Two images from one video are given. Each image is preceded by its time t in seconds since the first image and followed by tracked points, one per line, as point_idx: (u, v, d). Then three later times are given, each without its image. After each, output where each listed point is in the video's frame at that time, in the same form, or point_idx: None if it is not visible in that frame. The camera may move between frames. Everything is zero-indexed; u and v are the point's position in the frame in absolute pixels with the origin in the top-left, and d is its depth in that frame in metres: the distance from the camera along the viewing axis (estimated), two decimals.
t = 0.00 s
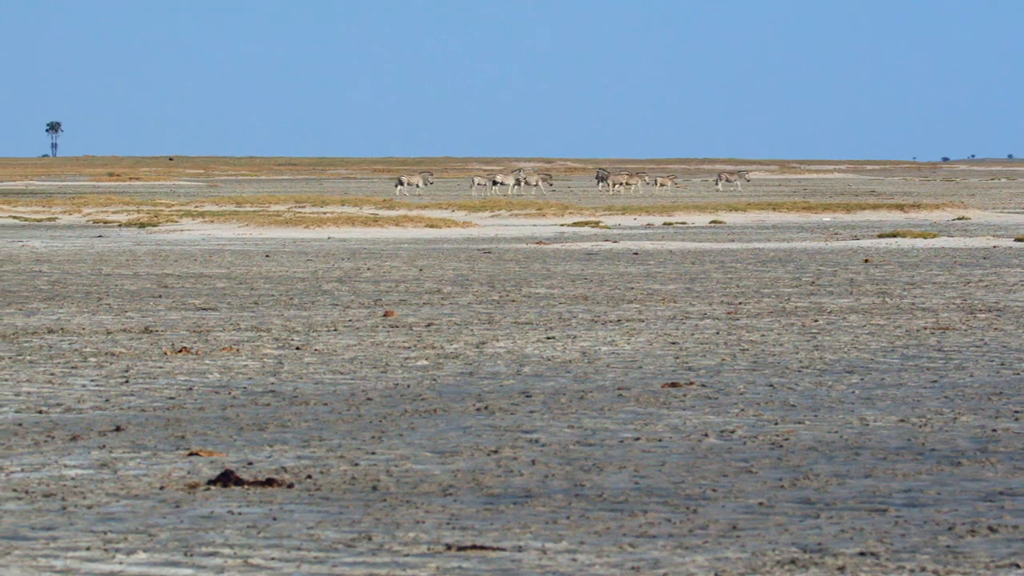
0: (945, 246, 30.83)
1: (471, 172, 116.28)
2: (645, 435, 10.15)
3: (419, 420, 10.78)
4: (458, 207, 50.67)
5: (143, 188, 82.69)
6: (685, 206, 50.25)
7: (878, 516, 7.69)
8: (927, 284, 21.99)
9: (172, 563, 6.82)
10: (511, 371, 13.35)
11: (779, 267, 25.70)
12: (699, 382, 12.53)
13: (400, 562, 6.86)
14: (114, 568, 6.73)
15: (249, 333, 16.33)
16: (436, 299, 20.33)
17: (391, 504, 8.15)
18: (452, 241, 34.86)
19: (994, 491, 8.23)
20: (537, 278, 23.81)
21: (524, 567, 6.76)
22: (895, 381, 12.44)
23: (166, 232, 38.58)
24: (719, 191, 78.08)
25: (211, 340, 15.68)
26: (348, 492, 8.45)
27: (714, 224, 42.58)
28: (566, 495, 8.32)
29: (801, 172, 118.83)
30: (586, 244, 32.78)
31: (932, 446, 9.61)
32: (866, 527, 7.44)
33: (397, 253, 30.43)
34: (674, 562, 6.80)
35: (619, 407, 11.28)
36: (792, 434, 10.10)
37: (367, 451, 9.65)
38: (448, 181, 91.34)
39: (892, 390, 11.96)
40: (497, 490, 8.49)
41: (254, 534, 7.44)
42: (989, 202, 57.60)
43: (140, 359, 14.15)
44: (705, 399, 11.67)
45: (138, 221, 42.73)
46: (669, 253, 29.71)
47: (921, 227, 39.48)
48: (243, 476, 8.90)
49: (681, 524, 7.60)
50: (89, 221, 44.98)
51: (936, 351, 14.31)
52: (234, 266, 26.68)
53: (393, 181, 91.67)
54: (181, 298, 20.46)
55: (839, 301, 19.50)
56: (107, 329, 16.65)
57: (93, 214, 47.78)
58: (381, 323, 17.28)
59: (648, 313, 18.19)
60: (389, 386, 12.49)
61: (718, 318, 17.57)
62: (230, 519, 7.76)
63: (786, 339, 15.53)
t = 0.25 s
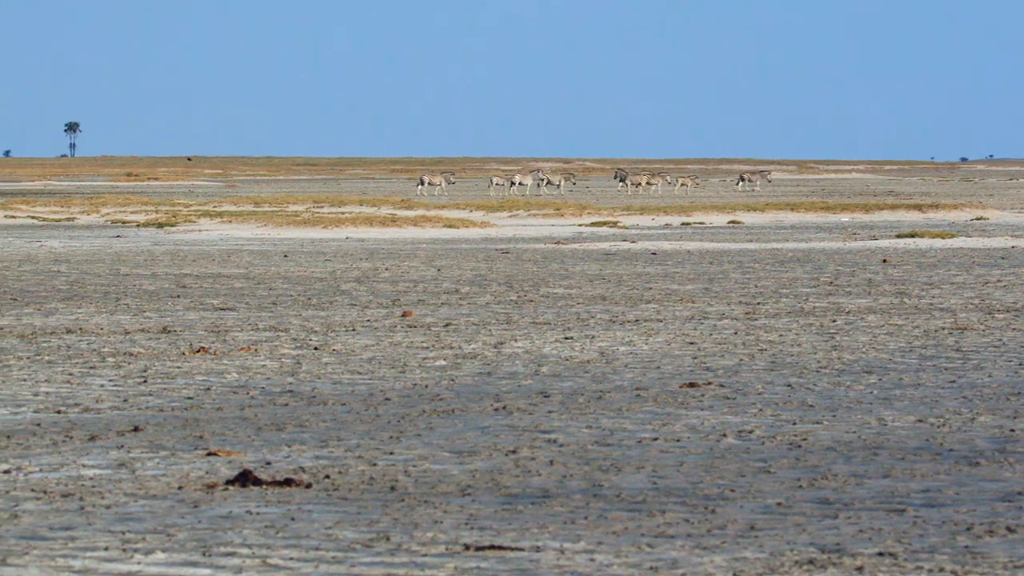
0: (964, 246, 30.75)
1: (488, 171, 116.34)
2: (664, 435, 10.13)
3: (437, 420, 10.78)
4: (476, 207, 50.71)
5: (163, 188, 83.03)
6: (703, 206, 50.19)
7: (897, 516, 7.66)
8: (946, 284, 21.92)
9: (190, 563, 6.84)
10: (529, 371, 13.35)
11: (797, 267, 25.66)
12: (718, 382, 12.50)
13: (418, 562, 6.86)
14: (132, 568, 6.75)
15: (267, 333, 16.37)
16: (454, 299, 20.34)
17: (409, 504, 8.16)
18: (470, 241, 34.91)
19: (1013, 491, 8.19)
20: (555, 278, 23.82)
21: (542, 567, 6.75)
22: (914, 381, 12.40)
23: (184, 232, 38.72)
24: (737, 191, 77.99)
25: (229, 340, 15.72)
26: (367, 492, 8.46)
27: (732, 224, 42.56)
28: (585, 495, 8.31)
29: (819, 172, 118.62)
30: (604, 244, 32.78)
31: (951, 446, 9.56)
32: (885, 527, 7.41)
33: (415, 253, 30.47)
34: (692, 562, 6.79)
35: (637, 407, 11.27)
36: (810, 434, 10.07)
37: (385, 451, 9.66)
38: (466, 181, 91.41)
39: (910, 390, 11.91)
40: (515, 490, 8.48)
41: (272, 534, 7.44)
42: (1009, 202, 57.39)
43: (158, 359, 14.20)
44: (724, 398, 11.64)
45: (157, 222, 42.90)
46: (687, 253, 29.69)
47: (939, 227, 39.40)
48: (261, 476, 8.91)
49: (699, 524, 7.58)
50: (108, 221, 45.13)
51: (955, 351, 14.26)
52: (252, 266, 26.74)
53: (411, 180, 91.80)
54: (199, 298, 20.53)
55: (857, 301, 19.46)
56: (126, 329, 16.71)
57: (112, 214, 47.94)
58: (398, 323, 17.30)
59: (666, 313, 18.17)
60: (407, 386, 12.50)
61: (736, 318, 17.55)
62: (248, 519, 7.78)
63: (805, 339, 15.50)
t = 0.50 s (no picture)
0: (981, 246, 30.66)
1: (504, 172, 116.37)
2: (681, 435, 10.11)
3: (454, 420, 10.78)
4: (493, 207, 50.73)
5: (181, 189, 83.39)
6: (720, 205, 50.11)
7: (913, 516, 7.63)
8: (963, 283, 21.84)
9: (207, 563, 6.85)
10: (546, 371, 13.33)
11: (814, 267, 25.60)
12: (735, 382, 12.45)
13: (435, 562, 6.86)
14: (149, 568, 6.76)
15: (284, 333, 16.39)
16: (471, 299, 20.34)
17: (426, 504, 8.16)
18: (487, 241, 34.91)
19: None
20: (572, 278, 23.80)
21: (559, 567, 6.74)
22: (931, 381, 12.35)
23: (201, 232, 38.80)
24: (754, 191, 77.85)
25: (246, 340, 15.74)
26: (383, 492, 8.46)
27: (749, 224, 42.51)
28: (602, 495, 8.30)
29: (835, 172, 118.43)
30: (620, 244, 32.76)
31: (967, 446, 9.53)
32: (901, 528, 7.39)
33: (431, 253, 30.48)
34: (709, 562, 6.77)
35: (654, 407, 11.24)
36: (827, 434, 10.04)
37: (402, 451, 9.66)
38: (482, 181, 91.41)
39: (927, 390, 11.86)
40: (532, 490, 8.47)
41: (289, 534, 7.45)
42: None
43: (175, 359, 14.23)
44: (740, 398, 11.62)
45: (174, 222, 43.00)
46: (703, 253, 29.64)
47: (956, 227, 39.27)
48: (279, 476, 8.92)
49: (716, 524, 7.56)
50: (125, 221, 45.27)
51: (972, 351, 14.21)
52: (269, 266, 26.76)
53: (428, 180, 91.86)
54: (216, 298, 20.57)
55: (874, 301, 19.40)
56: (143, 329, 16.75)
57: (129, 214, 48.06)
58: (415, 323, 17.31)
59: (683, 313, 18.15)
60: (423, 386, 12.49)
61: (753, 318, 17.51)
62: (265, 519, 7.78)
63: (821, 339, 15.45)
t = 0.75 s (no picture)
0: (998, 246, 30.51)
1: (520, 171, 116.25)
2: (697, 435, 10.09)
3: (469, 421, 10.77)
4: (508, 207, 50.67)
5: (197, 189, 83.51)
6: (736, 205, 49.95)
7: (929, 516, 7.60)
8: (980, 283, 21.74)
9: (222, 563, 6.86)
10: (562, 371, 13.32)
11: (830, 267, 25.51)
12: (751, 382, 12.42)
13: (450, 562, 6.86)
14: (164, 568, 6.78)
15: (300, 333, 16.40)
16: (487, 299, 20.33)
17: (442, 504, 8.16)
18: (503, 241, 34.88)
19: None
20: (587, 278, 23.76)
21: (575, 567, 6.73)
22: (947, 381, 12.30)
23: (217, 232, 38.84)
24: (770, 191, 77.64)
25: (262, 340, 15.76)
26: (398, 492, 8.46)
27: (765, 224, 42.38)
28: (617, 495, 8.28)
29: (851, 172, 118.07)
30: (635, 244, 32.69)
31: (984, 446, 9.49)
32: (917, 527, 7.36)
33: (447, 253, 30.46)
34: (725, 562, 6.76)
35: (670, 407, 11.22)
36: (843, 434, 10.01)
37: (417, 451, 9.66)
38: (498, 181, 91.31)
39: (943, 390, 11.82)
40: (547, 490, 8.47)
41: (304, 534, 7.46)
42: None
43: (191, 359, 14.25)
44: (756, 399, 11.58)
45: (190, 222, 43.05)
46: (719, 253, 29.56)
47: (973, 227, 39.10)
48: (294, 476, 8.93)
49: (732, 524, 7.54)
50: (141, 221, 45.37)
51: (989, 351, 14.15)
52: (285, 266, 26.78)
53: (443, 180, 91.83)
54: (232, 299, 20.59)
55: (891, 301, 19.33)
56: (159, 329, 16.78)
57: (145, 214, 48.13)
58: (431, 323, 17.30)
59: (699, 313, 18.10)
60: (439, 386, 12.49)
61: (769, 318, 17.46)
62: (280, 519, 7.80)
63: (837, 339, 15.40)
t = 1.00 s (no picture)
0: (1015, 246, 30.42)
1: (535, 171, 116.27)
2: (713, 435, 10.07)
3: (486, 421, 10.78)
4: (524, 207, 50.67)
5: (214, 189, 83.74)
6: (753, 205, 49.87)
7: (946, 516, 7.58)
8: (997, 283, 21.67)
9: (239, 563, 6.88)
10: (578, 371, 13.31)
11: (846, 267, 25.45)
12: (767, 382, 12.39)
13: (466, 562, 6.86)
14: (181, 568, 6.79)
15: (316, 333, 16.44)
16: (503, 299, 20.34)
17: (458, 504, 8.16)
18: (519, 241, 34.91)
19: None
20: (603, 278, 23.75)
21: (591, 567, 6.73)
22: (964, 381, 12.26)
23: (233, 232, 38.94)
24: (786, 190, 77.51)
25: (278, 340, 15.80)
26: (414, 492, 8.47)
27: (781, 224, 42.34)
28: (634, 496, 8.27)
29: (867, 172, 117.82)
30: (651, 244, 32.68)
31: (1001, 446, 9.45)
32: (934, 527, 7.34)
33: (462, 253, 30.49)
34: (741, 562, 6.74)
35: (686, 407, 11.21)
36: (859, 435, 9.98)
37: (433, 451, 9.67)
38: (514, 181, 91.33)
39: (960, 390, 11.78)
40: (564, 490, 8.47)
41: (321, 534, 7.47)
42: None
43: (207, 359, 14.28)
44: (772, 398, 11.56)
45: (206, 222, 43.19)
46: (734, 253, 29.52)
47: (990, 227, 38.99)
48: (310, 476, 8.94)
49: (748, 524, 7.53)
50: (158, 221, 45.53)
51: (1006, 351, 14.09)
52: (301, 266, 26.83)
53: (459, 180, 91.89)
54: (248, 299, 20.64)
55: (908, 301, 19.27)
56: (175, 329, 16.83)
57: (161, 214, 48.29)
58: (447, 323, 17.31)
59: (715, 313, 18.08)
60: (455, 386, 12.49)
61: (785, 318, 17.42)
62: (297, 519, 7.81)
63: (854, 339, 15.36)
